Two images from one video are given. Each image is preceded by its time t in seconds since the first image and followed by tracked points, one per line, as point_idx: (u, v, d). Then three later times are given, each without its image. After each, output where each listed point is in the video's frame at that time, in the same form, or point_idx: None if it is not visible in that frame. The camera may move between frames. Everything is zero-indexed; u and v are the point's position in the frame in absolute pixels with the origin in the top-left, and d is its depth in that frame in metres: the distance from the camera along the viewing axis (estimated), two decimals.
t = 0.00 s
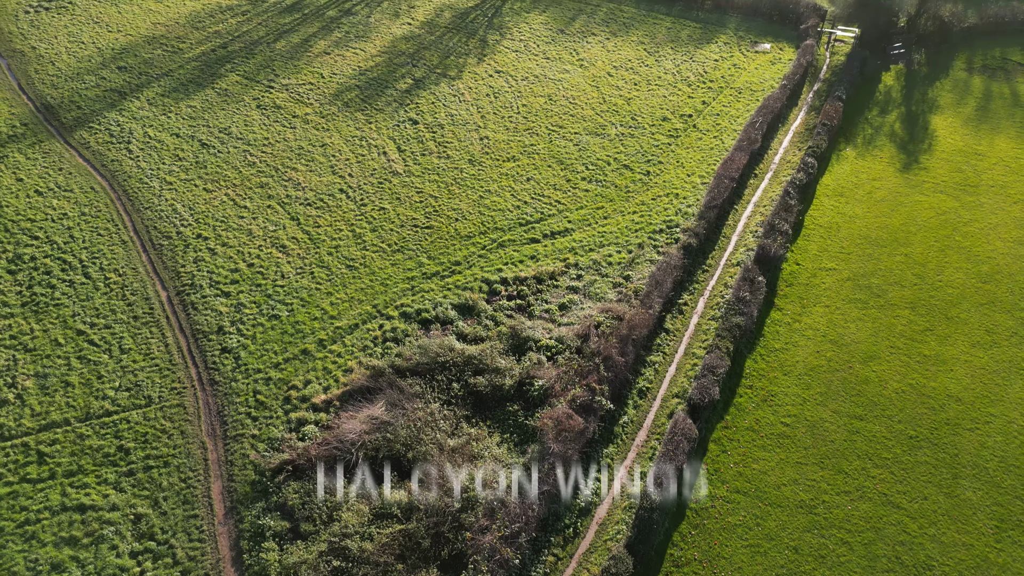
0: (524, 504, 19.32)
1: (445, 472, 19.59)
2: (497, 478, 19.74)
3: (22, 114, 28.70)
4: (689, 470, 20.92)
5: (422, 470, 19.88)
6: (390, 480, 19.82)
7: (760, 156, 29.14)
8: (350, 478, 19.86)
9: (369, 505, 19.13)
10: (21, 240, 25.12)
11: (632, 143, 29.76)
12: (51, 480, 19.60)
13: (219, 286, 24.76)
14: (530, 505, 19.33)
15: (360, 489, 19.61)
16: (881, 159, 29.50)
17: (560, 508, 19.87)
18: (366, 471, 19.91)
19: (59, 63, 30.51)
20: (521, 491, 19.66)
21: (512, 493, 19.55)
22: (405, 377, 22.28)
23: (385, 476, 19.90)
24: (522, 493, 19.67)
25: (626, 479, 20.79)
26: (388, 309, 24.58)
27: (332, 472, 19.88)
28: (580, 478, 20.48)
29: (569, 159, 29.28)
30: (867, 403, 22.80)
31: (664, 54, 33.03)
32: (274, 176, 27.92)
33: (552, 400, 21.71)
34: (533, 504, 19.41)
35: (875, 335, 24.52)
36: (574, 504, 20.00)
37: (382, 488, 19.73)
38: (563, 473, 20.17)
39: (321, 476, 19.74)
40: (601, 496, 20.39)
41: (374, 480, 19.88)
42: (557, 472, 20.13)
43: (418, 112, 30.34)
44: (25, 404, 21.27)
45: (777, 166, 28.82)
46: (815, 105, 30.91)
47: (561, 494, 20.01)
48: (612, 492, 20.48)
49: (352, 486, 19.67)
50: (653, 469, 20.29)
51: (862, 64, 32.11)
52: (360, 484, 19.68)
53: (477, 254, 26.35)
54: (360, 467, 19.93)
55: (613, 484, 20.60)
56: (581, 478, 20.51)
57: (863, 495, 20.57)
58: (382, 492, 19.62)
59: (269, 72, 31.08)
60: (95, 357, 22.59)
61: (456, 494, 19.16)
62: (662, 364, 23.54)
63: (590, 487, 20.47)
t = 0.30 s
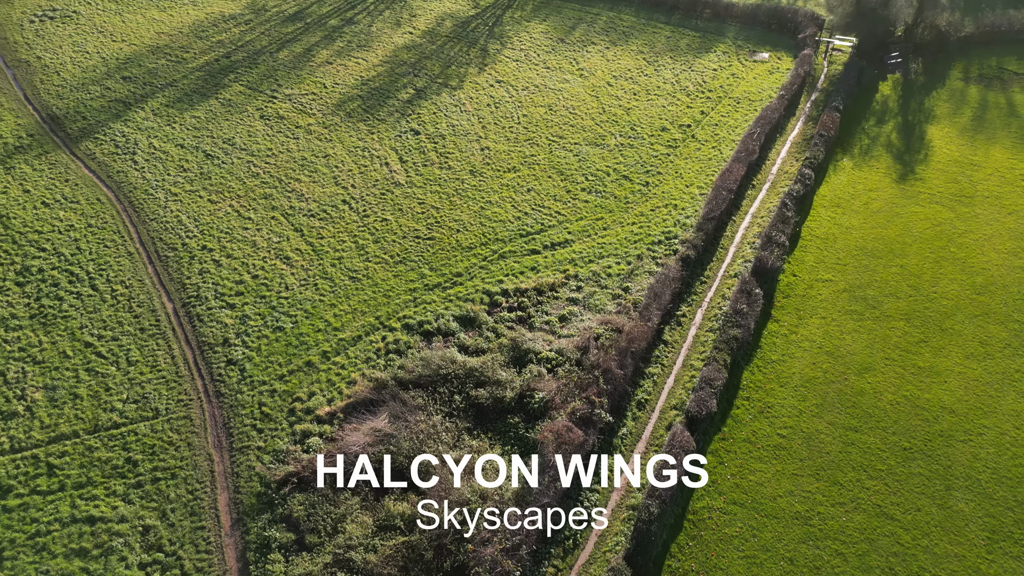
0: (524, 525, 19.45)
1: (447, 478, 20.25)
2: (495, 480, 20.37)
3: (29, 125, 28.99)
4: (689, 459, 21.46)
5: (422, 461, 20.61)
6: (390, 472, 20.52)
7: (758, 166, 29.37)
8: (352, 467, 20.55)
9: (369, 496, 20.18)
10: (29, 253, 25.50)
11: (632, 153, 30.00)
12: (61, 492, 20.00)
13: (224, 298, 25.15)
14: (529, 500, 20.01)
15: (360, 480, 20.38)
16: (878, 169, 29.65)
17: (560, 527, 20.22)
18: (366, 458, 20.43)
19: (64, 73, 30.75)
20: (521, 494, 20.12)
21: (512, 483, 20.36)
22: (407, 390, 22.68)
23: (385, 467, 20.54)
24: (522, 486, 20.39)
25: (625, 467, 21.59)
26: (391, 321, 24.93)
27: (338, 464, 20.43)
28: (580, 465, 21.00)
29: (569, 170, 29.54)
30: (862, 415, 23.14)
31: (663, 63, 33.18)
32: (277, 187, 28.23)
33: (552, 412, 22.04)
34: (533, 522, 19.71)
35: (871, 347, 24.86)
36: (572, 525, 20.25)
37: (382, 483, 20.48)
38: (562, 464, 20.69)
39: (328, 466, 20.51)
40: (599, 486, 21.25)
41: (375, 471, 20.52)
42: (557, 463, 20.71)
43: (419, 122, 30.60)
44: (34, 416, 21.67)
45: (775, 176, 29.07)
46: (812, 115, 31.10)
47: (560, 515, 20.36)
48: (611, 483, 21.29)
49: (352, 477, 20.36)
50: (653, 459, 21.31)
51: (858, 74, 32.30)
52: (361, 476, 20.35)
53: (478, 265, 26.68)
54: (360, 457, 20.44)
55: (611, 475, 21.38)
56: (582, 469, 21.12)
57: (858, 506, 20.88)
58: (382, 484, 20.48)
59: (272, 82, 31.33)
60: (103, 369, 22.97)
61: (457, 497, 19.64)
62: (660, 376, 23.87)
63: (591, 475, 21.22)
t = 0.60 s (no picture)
0: (524, 523, 20.13)
1: (447, 476, 20.99)
2: (495, 480, 21.16)
3: (35, 137, 29.26)
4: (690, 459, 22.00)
5: (422, 461, 21.23)
6: (391, 472, 20.97)
7: (756, 177, 29.56)
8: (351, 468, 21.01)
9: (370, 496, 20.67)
10: (37, 265, 25.86)
11: (631, 164, 30.22)
12: (70, 505, 20.40)
13: (230, 310, 25.53)
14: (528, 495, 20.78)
15: (360, 480, 20.81)
16: (874, 181, 29.72)
17: (561, 525, 20.64)
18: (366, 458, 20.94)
19: (69, 84, 30.98)
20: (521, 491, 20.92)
21: (511, 481, 21.16)
22: (410, 403, 23.02)
23: (385, 467, 20.98)
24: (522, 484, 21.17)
25: (625, 466, 22.12)
26: (393, 333, 25.29)
27: (338, 465, 21.10)
28: (580, 466, 21.33)
29: (569, 181, 29.81)
30: (858, 427, 23.31)
31: (662, 73, 33.32)
32: (281, 199, 28.53)
33: (552, 425, 22.35)
34: (532, 518, 20.36)
35: (867, 360, 25.08)
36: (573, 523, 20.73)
37: (382, 483, 20.93)
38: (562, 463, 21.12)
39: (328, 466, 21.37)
40: (599, 485, 21.80)
41: (375, 471, 20.94)
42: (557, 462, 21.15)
43: (421, 133, 30.87)
44: (43, 429, 22.07)
45: (773, 188, 29.24)
46: (810, 125, 31.23)
47: (561, 512, 20.71)
48: (611, 483, 21.89)
49: (352, 477, 20.82)
50: (654, 458, 22.16)
51: (856, 84, 32.42)
52: (361, 476, 20.81)
53: (480, 276, 27.00)
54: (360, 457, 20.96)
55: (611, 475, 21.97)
56: (582, 470, 21.51)
57: (853, 519, 21.01)
58: (382, 485, 20.89)
59: (275, 92, 31.57)
60: (110, 382, 23.35)
61: (457, 493, 20.50)
62: (658, 389, 24.17)
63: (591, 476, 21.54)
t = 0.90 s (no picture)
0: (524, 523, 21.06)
1: (447, 476, 22.10)
2: (495, 480, 22.33)
3: (42, 164, 29.63)
4: (687, 459, 22.68)
5: (422, 460, 22.28)
6: (391, 471, 21.82)
7: (753, 204, 29.88)
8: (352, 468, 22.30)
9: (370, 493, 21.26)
10: (44, 293, 26.23)
11: (630, 191, 30.61)
12: (75, 535, 20.63)
13: (234, 338, 25.86)
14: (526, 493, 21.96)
15: (360, 480, 21.78)
16: (870, 207, 30.07)
17: (562, 525, 20.83)
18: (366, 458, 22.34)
19: (76, 111, 31.36)
20: (521, 492, 22.03)
21: (512, 482, 22.26)
22: (412, 432, 23.27)
23: (385, 466, 21.94)
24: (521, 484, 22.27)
25: (624, 466, 22.79)
26: (395, 360, 25.57)
27: (338, 465, 22.41)
28: (580, 466, 21.98)
29: (569, 208, 30.19)
30: (855, 455, 23.43)
31: (660, 100, 33.74)
32: (285, 226, 28.92)
33: (552, 454, 22.59)
34: (533, 517, 21.20)
35: (863, 387, 25.26)
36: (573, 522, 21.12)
37: (382, 483, 21.70)
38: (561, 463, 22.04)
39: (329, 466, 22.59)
40: (600, 486, 22.26)
41: (375, 471, 21.95)
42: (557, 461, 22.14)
43: (423, 160, 31.29)
44: (50, 458, 22.30)
45: (770, 215, 29.54)
46: (806, 152, 31.61)
47: (561, 513, 21.01)
48: (611, 483, 22.50)
49: (352, 477, 21.96)
50: (654, 458, 23.27)
51: (851, 110, 32.88)
52: (360, 476, 21.91)
53: (481, 303, 27.29)
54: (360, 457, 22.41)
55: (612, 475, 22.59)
56: (582, 470, 22.07)
57: (850, 549, 21.11)
58: (382, 484, 21.63)
59: (279, 119, 32.02)
60: (116, 411, 23.62)
61: (457, 494, 21.73)
62: (658, 416, 24.41)
63: (591, 475, 21.92)
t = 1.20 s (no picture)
0: (524, 523, 21.64)
1: (447, 476, 22.79)
2: (495, 480, 22.63)
3: (50, 198, 30.01)
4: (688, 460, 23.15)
5: (422, 460, 23.14)
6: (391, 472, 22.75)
7: (750, 239, 30.27)
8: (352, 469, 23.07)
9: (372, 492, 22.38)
10: (50, 328, 26.42)
11: (628, 225, 31.01)
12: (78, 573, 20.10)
13: (237, 373, 25.89)
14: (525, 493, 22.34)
15: (360, 479, 22.70)
16: (866, 241, 30.47)
17: (562, 524, 21.10)
18: (366, 459, 23.18)
19: (84, 145, 31.79)
20: (521, 492, 22.40)
21: (512, 482, 22.51)
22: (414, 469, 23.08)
23: (384, 464, 22.99)
24: (521, 483, 22.56)
25: (625, 466, 22.56)
26: (396, 396, 25.34)
27: (338, 466, 23.06)
28: (580, 466, 22.31)
29: (569, 242, 30.56)
30: (853, 491, 22.91)
31: (658, 134, 34.28)
32: (289, 260, 29.29)
33: (552, 491, 22.12)
34: (533, 517, 21.74)
35: (860, 423, 24.97)
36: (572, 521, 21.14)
37: (382, 483, 22.66)
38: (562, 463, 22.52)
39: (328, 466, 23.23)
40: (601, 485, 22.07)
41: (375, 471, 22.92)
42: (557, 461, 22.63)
43: (425, 194, 31.77)
44: (54, 495, 21.89)
45: (767, 248, 29.90)
46: (802, 186, 32.05)
47: (561, 513, 21.40)
48: (611, 483, 22.40)
49: (352, 477, 22.80)
50: (654, 458, 23.60)
51: (845, 144, 33.43)
52: (361, 476, 22.77)
53: (482, 337, 27.28)
54: (360, 457, 23.22)
55: (612, 475, 22.42)
56: (583, 470, 22.37)
57: None
58: (382, 484, 22.59)
59: (284, 153, 32.54)
60: (120, 448, 23.33)
61: (457, 495, 22.39)
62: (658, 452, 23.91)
63: (591, 475, 22.14)
